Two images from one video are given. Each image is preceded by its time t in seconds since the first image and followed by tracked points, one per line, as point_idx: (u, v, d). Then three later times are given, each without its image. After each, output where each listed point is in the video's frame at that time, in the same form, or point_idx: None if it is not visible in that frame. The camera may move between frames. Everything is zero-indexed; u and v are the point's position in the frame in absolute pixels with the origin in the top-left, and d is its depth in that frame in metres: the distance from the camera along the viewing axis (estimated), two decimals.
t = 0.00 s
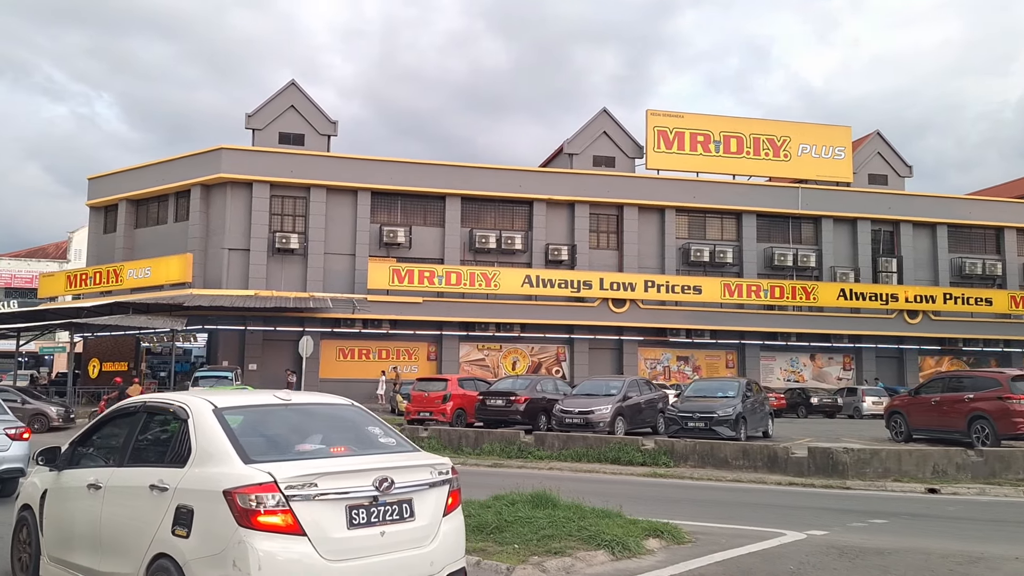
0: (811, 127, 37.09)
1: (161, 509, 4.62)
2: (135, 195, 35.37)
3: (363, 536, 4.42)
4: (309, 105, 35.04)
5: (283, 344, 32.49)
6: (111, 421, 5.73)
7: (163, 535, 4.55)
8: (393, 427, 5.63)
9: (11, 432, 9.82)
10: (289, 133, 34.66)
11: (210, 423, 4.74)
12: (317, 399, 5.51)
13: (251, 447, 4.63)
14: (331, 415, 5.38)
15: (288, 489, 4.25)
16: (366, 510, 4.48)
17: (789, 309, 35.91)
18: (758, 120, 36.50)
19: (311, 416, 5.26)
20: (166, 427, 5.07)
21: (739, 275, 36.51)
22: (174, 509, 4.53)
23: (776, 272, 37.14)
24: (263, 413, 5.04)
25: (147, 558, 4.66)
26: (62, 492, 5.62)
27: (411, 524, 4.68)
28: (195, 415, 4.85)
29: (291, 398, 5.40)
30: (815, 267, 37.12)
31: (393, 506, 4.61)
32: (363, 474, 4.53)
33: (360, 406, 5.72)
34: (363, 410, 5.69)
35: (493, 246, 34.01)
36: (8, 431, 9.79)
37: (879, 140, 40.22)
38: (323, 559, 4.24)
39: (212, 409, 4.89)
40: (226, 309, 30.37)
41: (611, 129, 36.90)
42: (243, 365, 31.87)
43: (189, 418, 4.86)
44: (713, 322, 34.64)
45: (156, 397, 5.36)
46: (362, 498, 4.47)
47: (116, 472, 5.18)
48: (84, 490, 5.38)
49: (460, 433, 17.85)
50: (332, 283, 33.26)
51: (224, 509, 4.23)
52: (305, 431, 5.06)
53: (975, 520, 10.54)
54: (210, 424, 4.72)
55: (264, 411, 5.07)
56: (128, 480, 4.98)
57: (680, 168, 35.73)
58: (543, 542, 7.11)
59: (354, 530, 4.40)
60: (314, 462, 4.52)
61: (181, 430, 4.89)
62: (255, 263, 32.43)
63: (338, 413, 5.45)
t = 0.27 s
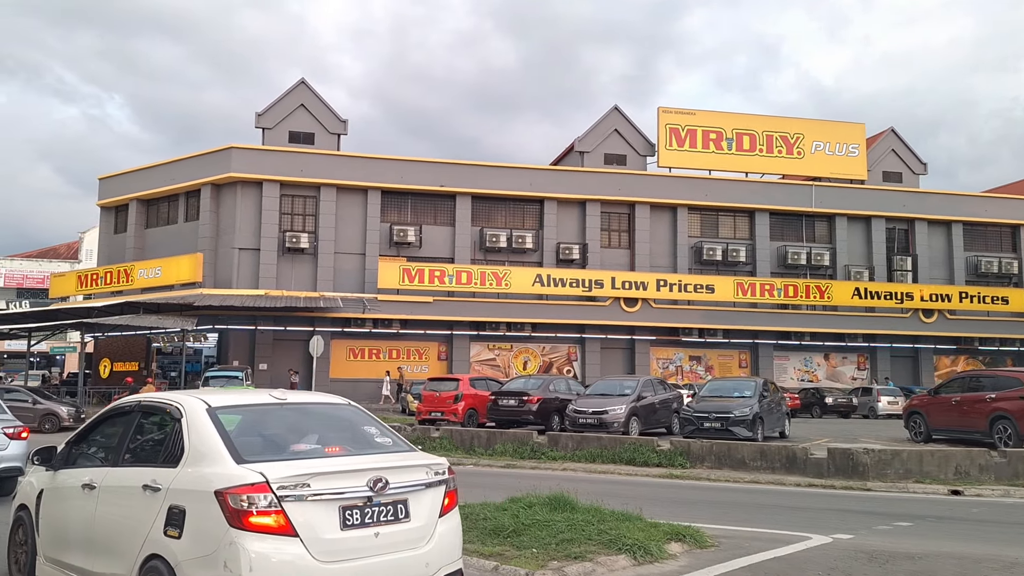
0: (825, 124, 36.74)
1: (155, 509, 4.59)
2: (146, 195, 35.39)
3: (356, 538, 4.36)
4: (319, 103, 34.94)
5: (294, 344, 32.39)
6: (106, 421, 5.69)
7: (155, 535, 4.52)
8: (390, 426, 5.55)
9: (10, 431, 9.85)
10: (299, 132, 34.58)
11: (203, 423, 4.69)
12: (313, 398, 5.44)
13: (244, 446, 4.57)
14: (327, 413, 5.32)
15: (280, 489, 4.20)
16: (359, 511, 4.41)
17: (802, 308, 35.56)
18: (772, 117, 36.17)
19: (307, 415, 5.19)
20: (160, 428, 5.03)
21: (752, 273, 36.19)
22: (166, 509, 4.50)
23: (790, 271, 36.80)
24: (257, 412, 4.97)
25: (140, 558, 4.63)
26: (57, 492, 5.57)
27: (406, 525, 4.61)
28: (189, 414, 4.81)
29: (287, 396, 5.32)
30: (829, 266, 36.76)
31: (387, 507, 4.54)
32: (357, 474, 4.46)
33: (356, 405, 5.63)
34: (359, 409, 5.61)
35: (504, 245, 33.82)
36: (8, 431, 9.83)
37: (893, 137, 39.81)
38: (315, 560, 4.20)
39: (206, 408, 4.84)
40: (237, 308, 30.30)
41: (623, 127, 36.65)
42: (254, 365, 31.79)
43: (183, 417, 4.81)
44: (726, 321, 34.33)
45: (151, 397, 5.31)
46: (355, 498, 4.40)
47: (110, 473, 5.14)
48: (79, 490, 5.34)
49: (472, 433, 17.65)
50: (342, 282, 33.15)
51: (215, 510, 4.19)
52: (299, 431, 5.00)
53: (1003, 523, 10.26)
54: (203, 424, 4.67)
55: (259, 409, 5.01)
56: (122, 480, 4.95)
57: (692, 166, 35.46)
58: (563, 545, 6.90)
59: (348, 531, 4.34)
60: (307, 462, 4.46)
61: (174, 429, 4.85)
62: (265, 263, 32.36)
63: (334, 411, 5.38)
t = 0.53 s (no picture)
0: (838, 121, 36.36)
1: (149, 510, 4.47)
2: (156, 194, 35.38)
3: (352, 538, 4.23)
4: (328, 101, 34.83)
5: (304, 343, 32.29)
6: (104, 419, 5.55)
7: (150, 535, 4.39)
8: (389, 426, 5.41)
9: (8, 429, 9.75)
10: (309, 130, 34.48)
11: (199, 422, 4.56)
12: (311, 397, 5.31)
13: (240, 446, 4.45)
14: (326, 412, 5.19)
15: (274, 489, 4.07)
16: (355, 511, 4.28)
17: (816, 306, 35.20)
18: (784, 114, 35.84)
19: (305, 414, 5.06)
20: (157, 426, 4.90)
21: (766, 272, 35.85)
22: (161, 509, 4.37)
23: (803, 269, 36.46)
24: (254, 411, 4.85)
25: (134, 559, 4.50)
26: (54, 492, 5.44)
27: (404, 525, 4.47)
28: (184, 413, 4.68)
29: (285, 395, 5.19)
30: (843, 263, 36.38)
31: (384, 507, 4.41)
32: (353, 474, 4.33)
33: (356, 404, 5.50)
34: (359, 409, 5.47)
35: (514, 244, 33.61)
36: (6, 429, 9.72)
37: (908, 134, 39.38)
38: (311, 561, 4.07)
39: (202, 407, 4.71)
40: (247, 307, 30.22)
41: (634, 124, 36.40)
42: (264, 364, 31.71)
43: (179, 417, 4.69)
44: (739, 320, 34.02)
45: (148, 395, 5.19)
46: (350, 499, 4.27)
47: (106, 473, 5.01)
48: (75, 490, 5.20)
49: (484, 433, 17.45)
50: (352, 281, 33.03)
51: (210, 510, 4.08)
52: (296, 431, 4.87)
53: None
54: (199, 424, 4.55)
55: (256, 409, 4.89)
56: (118, 480, 4.81)
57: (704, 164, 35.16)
58: (582, 549, 6.70)
59: (343, 532, 4.21)
60: (303, 462, 4.33)
61: (170, 429, 4.72)
62: (275, 262, 32.27)
63: (333, 411, 5.25)
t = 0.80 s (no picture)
0: (851, 118, 36.01)
1: (145, 510, 4.38)
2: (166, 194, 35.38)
3: (348, 539, 4.11)
4: (338, 100, 34.73)
5: (314, 343, 32.22)
6: (103, 419, 5.46)
7: (146, 535, 4.31)
8: (389, 425, 5.30)
9: (6, 428, 9.72)
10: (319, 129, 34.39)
11: (195, 422, 4.46)
12: (310, 396, 5.19)
13: (236, 446, 4.35)
14: (325, 412, 5.08)
15: (269, 490, 3.97)
16: (351, 513, 4.17)
17: (829, 305, 34.88)
18: (797, 111, 35.54)
19: (304, 413, 4.95)
20: (154, 426, 4.80)
21: (778, 270, 35.55)
22: (157, 510, 4.28)
23: (816, 267, 36.16)
24: (251, 411, 4.75)
25: (130, 559, 4.40)
26: (53, 492, 5.34)
27: (401, 526, 4.35)
28: (181, 412, 4.58)
29: (283, 395, 5.09)
30: (857, 262, 36.05)
31: (381, 508, 4.28)
32: (348, 475, 4.22)
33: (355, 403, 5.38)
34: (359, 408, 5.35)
35: (525, 243, 33.41)
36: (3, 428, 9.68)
37: (922, 131, 38.98)
38: (306, 563, 3.96)
39: (199, 406, 4.60)
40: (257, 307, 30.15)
41: (645, 122, 36.18)
42: (274, 364, 31.66)
43: (175, 416, 4.59)
44: (751, 319, 33.77)
45: (146, 395, 5.09)
46: (346, 500, 4.15)
47: (104, 472, 4.91)
48: (73, 490, 5.10)
49: (496, 433, 17.28)
50: (361, 281, 32.94)
51: (204, 511, 3.99)
52: (294, 431, 4.76)
53: None
54: (195, 423, 4.45)
55: (254, 409, 4.77)
56: (115, 481, 4.72)
57: (715, 162, 34.87)
58: (601, 553, 6.53)
59: (339, 533, 4.10)
60: (299, 462, 4.23)
61: (167, 429, 4.62)
62: (285, 261, 32.19)
63: (332, 410, 5.14)
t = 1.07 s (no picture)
0: (862, 115, 35.75)
1: (139, 509, 4.38)
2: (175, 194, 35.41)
3: (339, 538, 4.13)
4: (346, 99, 34.68)
5: (322, 343, 32.17)
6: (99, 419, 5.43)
7: (139, 534, 4.31)
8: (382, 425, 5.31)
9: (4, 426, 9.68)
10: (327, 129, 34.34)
11: (188, 421, 4.46)
12: (303, 396, 5.19)
13: (229, 446, 4.35)
14: (318, 412, 5.08)
15: (260, 489, 3.98)
16: (342, 511, 4.18)
17: (840, 304, 34.61)
18: (807, 109, 35.30)
19: (297, 413, 4.96)
20: (149, 426, 4.80)
21: (788, 269, 35.32)
22: (150, 508, 4.29)
23: (827, 266, 35.90)
24: (244, 411, 4.75)
25: (125, 558, 4.41)
26: (50, 491, 5.32)
27: (392, 525, 4.36)
28: (175, 412, 4.58)
29: (276, 395, 5.09)
30: (867, 260, 35.79)
31: (372, 506, 4.30)
32: (340, 473, 4.24)
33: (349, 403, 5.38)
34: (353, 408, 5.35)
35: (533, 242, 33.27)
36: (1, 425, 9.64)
37: (933, 128, 38.67)
38: (297, 561, 3.97)
39: (192, 407, 4.60)
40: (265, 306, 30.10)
41: (654, 120, 36.00)
42: (283, 363, 31.62)
43: (169, 415, 4.60)
44: (762, 317, 33.56)
45: (141, 394, 5.08)
46: (337, 498, 4.17)
47: (100, 472, 4.91)
48: (69, 490, 5.09)
49: (505, 433, 17.15)
50: (370, 279, 32.87)
51: (196, 510, 3.99)
52: (287, 430, 4.77)
53: None
54: (188, 423, 4.45)
55: (248, 409, 4.77)
56: (111, 480, 4.72)
57: (725, 160, 34.64)
58: (617, 555, 6.40)
59: (330, 532, 4.11)
60: (291, 462, 4.24)
61: (161, 429, 4.63)
62: (293, 260, 32.13)
63: (325, 410, 5.14)
